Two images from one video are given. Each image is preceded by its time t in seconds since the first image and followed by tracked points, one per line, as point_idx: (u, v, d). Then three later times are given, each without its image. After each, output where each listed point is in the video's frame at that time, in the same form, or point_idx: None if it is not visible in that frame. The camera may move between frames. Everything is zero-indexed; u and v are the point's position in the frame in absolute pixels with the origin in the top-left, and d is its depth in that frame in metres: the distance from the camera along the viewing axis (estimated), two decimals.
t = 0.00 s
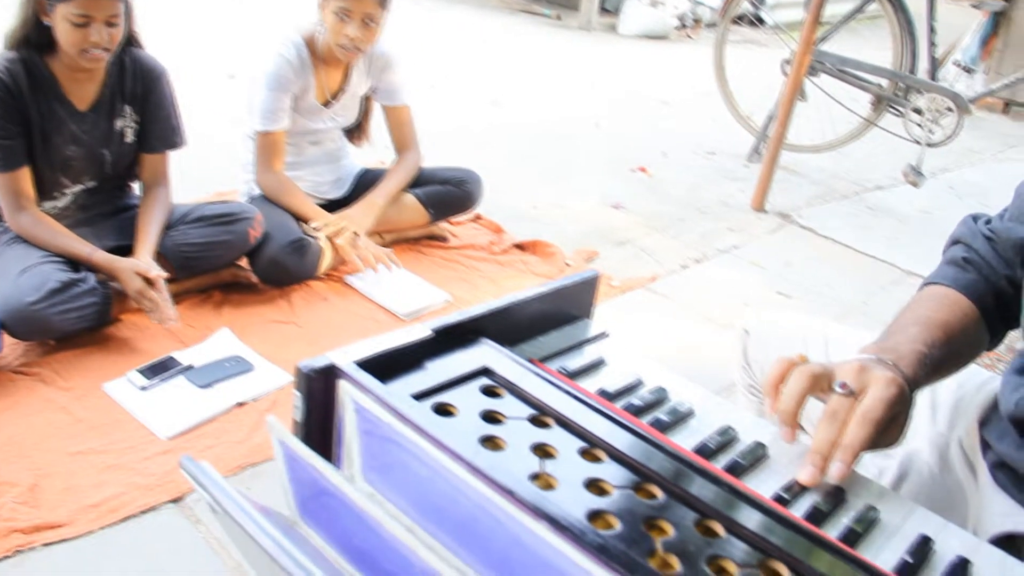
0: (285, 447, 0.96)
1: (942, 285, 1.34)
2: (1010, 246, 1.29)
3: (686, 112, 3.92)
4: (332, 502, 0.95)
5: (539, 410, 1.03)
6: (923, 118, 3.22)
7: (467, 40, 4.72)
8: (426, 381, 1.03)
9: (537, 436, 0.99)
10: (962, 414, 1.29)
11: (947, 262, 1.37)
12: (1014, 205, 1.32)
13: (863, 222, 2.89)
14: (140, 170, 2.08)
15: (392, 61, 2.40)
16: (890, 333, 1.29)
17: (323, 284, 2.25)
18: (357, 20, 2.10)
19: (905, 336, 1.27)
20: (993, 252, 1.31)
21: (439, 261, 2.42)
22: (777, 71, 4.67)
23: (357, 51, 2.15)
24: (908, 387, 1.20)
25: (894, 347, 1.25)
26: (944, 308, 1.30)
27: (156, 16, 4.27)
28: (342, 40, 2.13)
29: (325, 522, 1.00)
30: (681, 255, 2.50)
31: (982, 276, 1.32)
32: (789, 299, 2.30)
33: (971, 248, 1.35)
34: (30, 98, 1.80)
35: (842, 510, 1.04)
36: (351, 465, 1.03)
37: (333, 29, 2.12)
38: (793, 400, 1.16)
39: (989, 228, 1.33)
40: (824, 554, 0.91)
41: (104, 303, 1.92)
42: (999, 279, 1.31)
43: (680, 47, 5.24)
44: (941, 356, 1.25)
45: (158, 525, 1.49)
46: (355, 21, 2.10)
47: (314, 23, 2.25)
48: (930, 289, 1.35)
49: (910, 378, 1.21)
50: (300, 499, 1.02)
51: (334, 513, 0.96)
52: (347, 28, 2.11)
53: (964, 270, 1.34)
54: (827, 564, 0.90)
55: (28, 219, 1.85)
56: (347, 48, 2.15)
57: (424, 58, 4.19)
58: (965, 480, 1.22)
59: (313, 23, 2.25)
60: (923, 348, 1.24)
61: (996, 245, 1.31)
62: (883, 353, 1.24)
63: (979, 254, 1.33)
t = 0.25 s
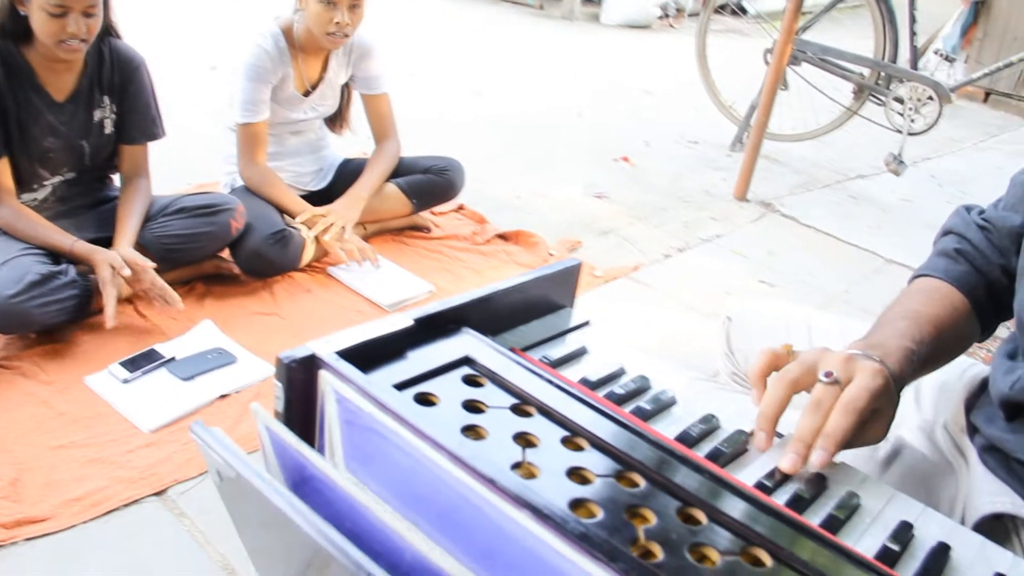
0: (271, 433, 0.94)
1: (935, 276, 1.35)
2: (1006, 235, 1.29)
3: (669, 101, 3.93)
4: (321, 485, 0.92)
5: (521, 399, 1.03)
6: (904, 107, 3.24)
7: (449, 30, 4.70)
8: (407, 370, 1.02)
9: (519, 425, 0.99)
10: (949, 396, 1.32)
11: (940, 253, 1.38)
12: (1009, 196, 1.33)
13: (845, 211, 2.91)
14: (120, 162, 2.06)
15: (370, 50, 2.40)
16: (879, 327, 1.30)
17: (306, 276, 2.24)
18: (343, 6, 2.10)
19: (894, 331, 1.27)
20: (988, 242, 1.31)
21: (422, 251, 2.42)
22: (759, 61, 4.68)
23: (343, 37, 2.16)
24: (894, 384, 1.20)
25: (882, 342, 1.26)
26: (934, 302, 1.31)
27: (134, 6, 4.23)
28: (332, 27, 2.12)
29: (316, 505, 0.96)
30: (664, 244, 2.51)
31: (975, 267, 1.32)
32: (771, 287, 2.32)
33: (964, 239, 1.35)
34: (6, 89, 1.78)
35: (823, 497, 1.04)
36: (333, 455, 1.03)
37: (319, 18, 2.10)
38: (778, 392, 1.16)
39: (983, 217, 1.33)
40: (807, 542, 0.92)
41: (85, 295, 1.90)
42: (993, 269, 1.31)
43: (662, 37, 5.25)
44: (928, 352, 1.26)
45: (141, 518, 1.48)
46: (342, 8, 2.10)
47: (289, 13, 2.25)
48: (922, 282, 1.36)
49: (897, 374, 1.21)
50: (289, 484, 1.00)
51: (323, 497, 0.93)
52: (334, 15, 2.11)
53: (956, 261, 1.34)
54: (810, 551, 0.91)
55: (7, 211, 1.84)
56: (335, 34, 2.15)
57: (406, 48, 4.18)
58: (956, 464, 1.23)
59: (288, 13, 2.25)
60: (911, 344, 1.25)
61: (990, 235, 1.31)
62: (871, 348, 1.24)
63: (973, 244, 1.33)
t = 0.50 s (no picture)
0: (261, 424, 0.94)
1: (937, 279, 1.33)
2: (1007, 234, 1.28)
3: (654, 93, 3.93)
4: (310, 476, 0.91)
5: (505, 390, 1.03)
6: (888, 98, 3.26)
7: (434, 22, 4.69)
8: (390, 363, 1.02)
9: (503, 417, 0.99)
10: (933, 392, 1.35)
11: (938, 254, 1.36)
12: (1009, 195, 1.32)
13: (829, 202, 2.92)
14: (102, 155, 2.05)
15: (353, 45, 2.40)
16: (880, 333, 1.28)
17: (291, 269, 2.24)
18: None
19: (896, 338, 1.26)
20: (988, 240, 1.30)
21: (406, 244, 2.42)
22: (743, 53, 4.69)
23: (334, 25, 2.15)
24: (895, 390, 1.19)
25: (884, 350, 1.24)
26: (938, 308, 1.29)
27: None
28: (324, 16, 2.10)
29: (304, 495, 0.96)
30: (650, 236, 2.51)
31: (975, 267, 1.31)
32: (756, 279, 2.33)
33: (964, 239, 1.33)
34: None
35: (807, 487, 1.05)
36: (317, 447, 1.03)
37: (311, 9, 2.08)
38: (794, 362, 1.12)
39: (983, 217, 1.33)
40: (792, 532, 0.93)
41: (68, 290, 1.89)
42: (992, 267, 1.30)
43: (647, 29, 5.25)
44: (929, 359, 1.25)
45: (126, 513, 1.48)
46: None
47: (269, 7, 2.22)
48: (923, 285, 1.34)
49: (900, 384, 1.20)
50: (279, 475, 0.99)
51: (312, 487, 0.92)
52: (327, 5, 2.09)
53: (955, 261, 1.33)
54: (795, 541, 0.92)
55: None
56: (326, 24, 2.13)
57: (390, 41, 4.16)
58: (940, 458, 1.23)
59: (269, 8, 2.22)
60: (913, 351, 1.24)
61: (991, 234, 1.30)
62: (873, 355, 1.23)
63: (973, 244, 1.32)
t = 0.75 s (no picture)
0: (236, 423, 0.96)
1: (933, 265, 1.33)
2: (1002, 220, 1.30)
3: (640, 85, 3.94)
4: (287, 475, 0.93)
5: (489, 383, 1.03)
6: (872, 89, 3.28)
7: (418, 14, 4.68)
8: (374, 356, 1.02)
9: (487, 409, 0.99)
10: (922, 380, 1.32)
11: (934, 242, 1.36)
12: (1002, 185, 1.35)
13: (813, 192, 2.94)
14: (85, 149, 2.03)
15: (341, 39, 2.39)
16: (879, 314, 1.27)
17: (275, 264, 2.24)
18: None
19: (897, 318, 1.25)
20: (982, 228, 1.31)
21: (392, 237, 2.41)
22: (728, 44, 4.70)
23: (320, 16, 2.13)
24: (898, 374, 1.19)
25: (887, 331, 1.23)
26: (935, 290, 1.28)
27: None
28: (311, 5, 2.08)
29: (282, 493, 0.98)
30: (635, 228, 2.52)
31: (970, 254, 1.31)
32: (741, 269, 2.34)
33: (959, 227, 1.34)
34: None
35: (791, 477, 1.05)
36: (300, 442, 1.03)
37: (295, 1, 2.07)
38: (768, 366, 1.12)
39: (978, 205, 1.34)
40: (777, 522, 0.93)
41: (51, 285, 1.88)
42: (987, 254, 1.31)
43: (632, 21, 5.26)
44: (930, 340, 1.24)
45: (111, 509, 1.47)
46: None
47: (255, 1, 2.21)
48: (919, 270, 1.33)
49: (902, 364, 1.19)
50: (256, 475, 1.00)
51: (291, 486, 0.94)
52: None
53: (951, 248, 1.33)
54: (780, 532, 0.92)
55: None
56: (314, 13, 2.11)
57: (375, 33, 4.15)
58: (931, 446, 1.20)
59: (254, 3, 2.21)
60: (917, 331, 1.23)
61: (985, 222, 1.32)
62: (876, 337, 1.22)
63: (968, 231, 1.32)
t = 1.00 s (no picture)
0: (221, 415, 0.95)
1: (915, 252, 1.33)
2: (984, 210, 1.31)
3: (626, 79, 3.94)
4: (274, 468, 0.92)
5: (473, 376, 1.03)
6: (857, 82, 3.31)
7: (404, 9, 4.66)
8: (358, 350, 1.02)
9: (471, 402, 0.99)
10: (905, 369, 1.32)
11: (916, 229, 1.37)
12: (984, 171, 1.36)
13: (798, 185, 2.95)
14: (67, 145, 2.02)
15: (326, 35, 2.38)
16: (869, 302, 1.26)
17: (261, 259, 2.23)
18: None
19: (887, 307, 1.24)
20: (965, 216, 1.32)
21: (378, 232, 2.41)
22: (713, 37, 4.71)
23: (304, 15, 2.13)
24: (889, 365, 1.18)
25: (878, 319, 1.22)
26: (919, 277, 1.28)
27: None
28: (293, 5, 2.07)
29: (269, 486, 0.97)
30: (621, 221, 2.52)
31: (952, 241, 1.32)
32: (726, 262, 2.34)
33: (942, 215, 1.35)
34: None
35: (776, 468, 1.05)
36: (284, 436, 1.03)
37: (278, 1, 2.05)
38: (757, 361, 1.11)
39: (960, 192, 1.35)
40: (764, 515, 0.94)
41: (34, 283, 1.87)
42: (970, 243, 1.32)
43: (618, 14, 5.26)
44: (919, 327, 1.24)
45: (96, 506, 1.47)
46: None
47: None
48: (901, 258, 1.33)
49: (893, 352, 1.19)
50: (244, 468, 1.00)
51: (277, 479, 0.93)
52: None
53: (935, 235, 1.33)
54: (768, 525, 0.92)
55: None
56: (296, 12, 2.10)
57: (361, 28, 4.14)
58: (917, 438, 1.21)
59: None
60: (906, 319, 1.23)
61: (968, 210, 1.33)
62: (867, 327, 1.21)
63: (951, 219, 1.33)
